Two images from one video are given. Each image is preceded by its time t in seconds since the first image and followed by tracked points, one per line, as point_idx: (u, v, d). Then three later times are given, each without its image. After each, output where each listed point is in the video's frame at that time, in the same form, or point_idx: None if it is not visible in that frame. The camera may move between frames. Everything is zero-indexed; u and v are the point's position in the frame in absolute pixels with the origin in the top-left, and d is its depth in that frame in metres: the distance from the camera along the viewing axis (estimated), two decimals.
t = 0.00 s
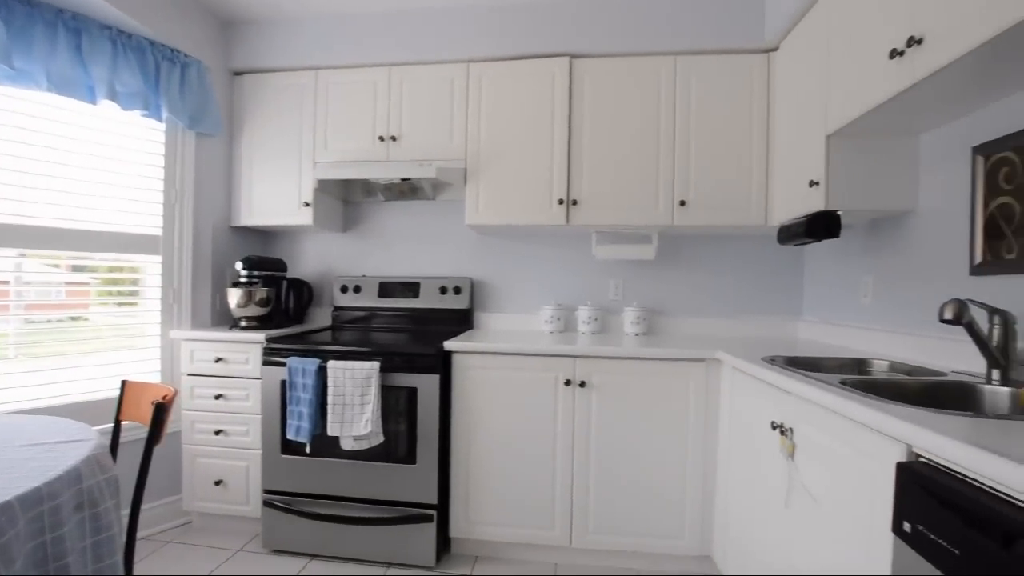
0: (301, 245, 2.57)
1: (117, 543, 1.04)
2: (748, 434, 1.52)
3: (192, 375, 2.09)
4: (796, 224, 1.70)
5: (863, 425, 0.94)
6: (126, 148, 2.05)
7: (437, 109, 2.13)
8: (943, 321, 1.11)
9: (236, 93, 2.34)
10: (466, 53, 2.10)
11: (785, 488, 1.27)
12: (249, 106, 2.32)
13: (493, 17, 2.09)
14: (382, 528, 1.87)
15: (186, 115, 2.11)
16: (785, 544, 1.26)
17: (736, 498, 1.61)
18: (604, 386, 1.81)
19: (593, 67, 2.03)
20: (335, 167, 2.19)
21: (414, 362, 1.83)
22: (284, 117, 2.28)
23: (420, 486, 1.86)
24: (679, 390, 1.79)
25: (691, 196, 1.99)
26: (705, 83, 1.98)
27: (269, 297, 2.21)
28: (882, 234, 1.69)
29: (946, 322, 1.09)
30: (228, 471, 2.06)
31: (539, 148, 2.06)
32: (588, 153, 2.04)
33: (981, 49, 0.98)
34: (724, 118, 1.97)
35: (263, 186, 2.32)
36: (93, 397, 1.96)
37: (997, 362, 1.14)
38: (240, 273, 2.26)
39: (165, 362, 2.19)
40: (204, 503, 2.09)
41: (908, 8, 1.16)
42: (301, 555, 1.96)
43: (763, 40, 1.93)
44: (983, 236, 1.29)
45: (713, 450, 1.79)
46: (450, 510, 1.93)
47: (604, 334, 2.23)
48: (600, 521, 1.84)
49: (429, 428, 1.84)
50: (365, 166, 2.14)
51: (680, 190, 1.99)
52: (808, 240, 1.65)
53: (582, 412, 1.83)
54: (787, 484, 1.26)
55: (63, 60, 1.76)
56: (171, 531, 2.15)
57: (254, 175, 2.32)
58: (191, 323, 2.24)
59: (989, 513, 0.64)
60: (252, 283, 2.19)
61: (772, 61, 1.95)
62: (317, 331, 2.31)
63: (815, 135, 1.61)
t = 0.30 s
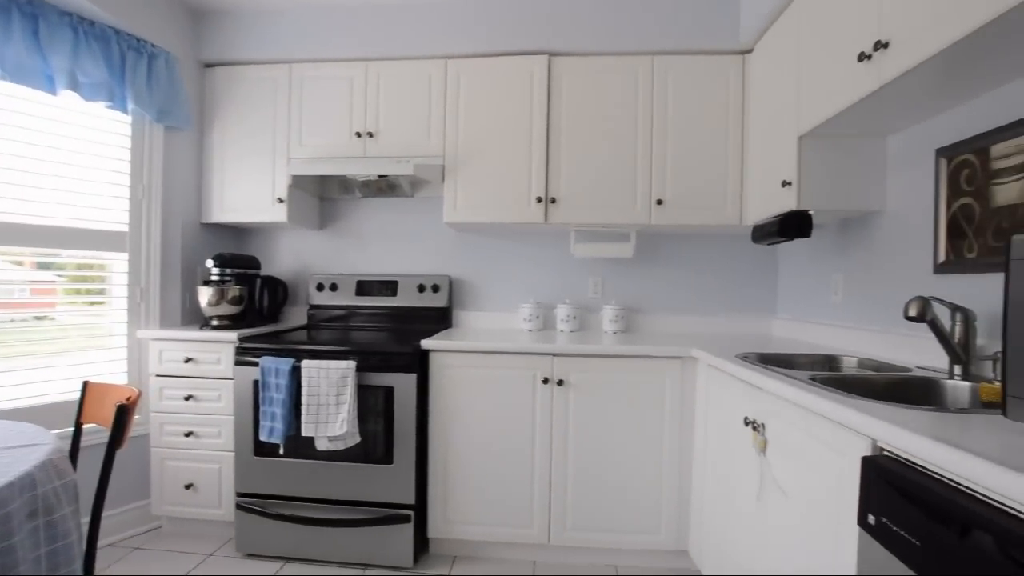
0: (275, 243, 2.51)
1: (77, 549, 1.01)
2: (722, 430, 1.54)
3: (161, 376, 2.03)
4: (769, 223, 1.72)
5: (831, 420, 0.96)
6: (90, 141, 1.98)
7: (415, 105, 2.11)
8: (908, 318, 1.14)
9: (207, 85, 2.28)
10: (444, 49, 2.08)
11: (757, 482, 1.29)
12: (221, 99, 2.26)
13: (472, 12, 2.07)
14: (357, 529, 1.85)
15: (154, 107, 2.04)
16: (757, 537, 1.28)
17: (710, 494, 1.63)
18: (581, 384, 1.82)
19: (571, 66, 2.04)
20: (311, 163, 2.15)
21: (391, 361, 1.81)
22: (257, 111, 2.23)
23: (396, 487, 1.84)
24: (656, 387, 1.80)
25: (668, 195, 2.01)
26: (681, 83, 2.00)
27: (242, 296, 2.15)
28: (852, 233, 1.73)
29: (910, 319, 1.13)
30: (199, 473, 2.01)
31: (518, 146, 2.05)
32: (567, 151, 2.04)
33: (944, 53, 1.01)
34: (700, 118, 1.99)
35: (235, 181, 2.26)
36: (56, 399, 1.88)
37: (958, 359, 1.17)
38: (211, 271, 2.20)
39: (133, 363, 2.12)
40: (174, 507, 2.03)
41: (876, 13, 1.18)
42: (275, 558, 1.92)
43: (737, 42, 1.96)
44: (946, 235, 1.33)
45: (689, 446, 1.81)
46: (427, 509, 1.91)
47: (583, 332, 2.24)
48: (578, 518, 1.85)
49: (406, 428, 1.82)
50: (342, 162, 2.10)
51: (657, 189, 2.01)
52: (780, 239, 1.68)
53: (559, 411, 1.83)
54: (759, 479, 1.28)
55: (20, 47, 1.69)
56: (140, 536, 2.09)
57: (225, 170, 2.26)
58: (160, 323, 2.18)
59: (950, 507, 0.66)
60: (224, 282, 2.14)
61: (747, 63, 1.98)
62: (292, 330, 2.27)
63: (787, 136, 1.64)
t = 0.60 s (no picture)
0: (252, 241, 2.47)
1: (40, 557, 0.97)
2: (700, 425, 1.56)
3: (133, 378, 1.97)
4: (747, 220, 1.74)
5: (803, 414, 0.97)
6: (56, 135, 1.91)
7: (394, 101, 2.08)
8: (879, 314, 1.16)
9: (179, 79, 2.22)
10: (424, 45, 2.06)
11: (733, 477, 1.30)
12: (194, 93, 2.20)
13: (452, 8, 2.05)
14: (337, 531, 1.83)
15: (124, 101, 1.98)
16: (734, 531, 1.30)
17: (689, 488, 1.65)
18: (562, 381, 1.82)
19: (551, 63, 2.03)
20: (287, 159, 2.11)
21: (370, 360, 1.79)
22: (232, 106, 2.18)
23: (376, 487, 1.82)
24: (635, 383, 1.81)
25: (647, 193, 2.02)
26: (661, 81, 2.01)
27: (217, 295, 2.10)
28: (826, 231, 1.76)
29: (881, 315, 1.14)
30: (174, 477, 1.96)
31: (498, 144, 2.04)
32: (548, 149, 2.04)
33: (912, 54, 1.03)
34: (678, 116, 2.01)
35: (210, 178, 2.21)
36: (21, 403, 1.82)
37: (926, 353, 1.20)
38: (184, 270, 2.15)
39: (104, 364, 2.06)
40: (147, 512, 1.97)
41: (847, 14, 1.20)
42: (252, 561, 1.89)
43: (715, 41, 1.98)
44: (915, 233, 1.36)
45: (669, 442, 1.82)
46: (408, 509, 1.90)
47: (564, 330, 2.24)
48: (559, 515, 1.85)
49: (386, 427, 1.81)
50: (320, 158, 2.07)
51: (636, 186, 2.02)
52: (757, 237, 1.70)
53: (540, 408, 1.83)
54: (735, 473, 1.29)
55: None
56: (111, 543, 2.03)
57: (199, 167, 2.21)
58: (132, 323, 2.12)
59: (914, 499, 0.67)
60: (198, 281, 2.10)
61: (724, 62, 2.00)
62: (269, 329, 2.23)
63: (763, 135, 1.66)
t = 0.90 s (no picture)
0: (228, 239, 2.42)
1: None
2: (677, 423, 1.57)
3: (102, 380, 1.91)
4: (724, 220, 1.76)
5: (775, 411, 0.98)
6: (21, 129, 1.84)
7: (373, 99, 2.06)
8: (849, 313, 1.18)
9: (151, 73, 2.16)
10: (403, 42, 2.04)
11: (709, 474, 1.32)
12: (167, 88, 2.15)
13: (432, 6, 2.04)
14: (314, 533, 1.80)
15: (92, 95, 1.92)
16: (710, 527, 1.31)
17: (667, 486, 1.66)
18: (542, 381, 1.82)
19: (532, 62, 2.03)
20: (264, 157, 2.07)
21: (348, 360, 1.77)
22: (207, 102, 2.13)
23: (354, 488, 1.80)
24: (615, 382, 1.82)
25: (627, 193, 2.03)
26: (640, 82, 2.03)
27: (191, 294, 2.06)
28: (801, 231, 1.80)
29: (852, 313, 1.17)
30: (146, 481, 1.91)
31: (479, 143, 2.04)
32: (528, 149, 2.04)
33: (881, 57, 1.06)
34: (657, 117, 2.02)
35: (184, 175, 2.16)
36: None
37: (895, 351, 1.23)
38: (156, 269, 2.08)
39: (71, 366, 2.00)
40: (117, 518, 1.92)
41: (819, 18, 1.23)
42: (227, 566, 1.85)
43: (694, 43, 2.00)
44: (885, 234, 1.39)
45: (647, 440, 1.84)
46: (387, 511, 1.88)
47: (545, 329, 2.25)
48: (539, 515, 1.86)
49: (364, 428, 1.78)
50: (297, 156, 2.04)
51: (616, 187, 2.03)
52: (734, 237, 1.72)
53: (520, 408, 1.83)
54: (711, 471, 1.31)
55: None
56: (79, 550, 1.97)
57: (172, 163, 2.16)
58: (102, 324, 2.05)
59: (875, 492, 0.69)
60: (171, 280, 2.04)
61: (703, 64, 2.02)
62: (245, 329, 2.19)
63: (740, 136, 1.68)
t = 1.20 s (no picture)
0: (207, 238, 2.37)
1: None
2: (660, 420, 1.58)
3: (76, 382, 1.86)
4: (706, 219, 1.78)
5: (753, 408, 0.99)
6: None
7: (356, 96, 2.04)
8: (826, 310, 1.20)
9: (126, 68, 2.11)
10: (386, 39, 2.03)
11: (690, 471, 1.33)
12: (143, 83, 2.10)
13: (415, 3, 2.02)
14: (297, 536, 1.78)
15: (63, 90, 1.87)
16: (691, 523, 1.32)
17: (650, 482, 1.67)
18: (526, 379, 1.82)
19: (515, 60, 2.03)
20: (243, 154, 2.04)
21: (330, 360, 1.75)
22: (184, 98, 2.09)
23: (337, 490, 1.78)
24: (599, 380, 1.83)
25: (611, 192, 2.04)
26: (624, 81, 2.03)
27: (169, 294, 2.02)
28: (781, 229, 1.82)
29: (828, 310, 1.19)
30: (123, 485, 1.87)
31: (462, 141, 2.03)
32: (512, 147, 2.03)
33: (857, 58, 1.07)
34: (641, 116, 2.03)
35: (161, 172, 2.11)
36: None
37: (871, 347, 1.25)
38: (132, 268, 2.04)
39: (44, 369, 1.95)
40: (93, 524, 1.87)
41: (798, 18, 1.24)
42: (208, 571, 1.82)
43: (676, 43, 2.01)
44: (862, 232, 1.42)
45: (631, 437, 1.85)
46: (371, 512, 1.86)
47: (530, 328, 2.25)
48: (524, 513, 1.86)
49: (347, 429, 1.77)
50: (278, 154, 2.01)
51: (600, 185, 2.04)
52: (715, 236, 1.74)
53: (504, 407, 1.83)
54: (692, 467, 1.32)
55: None
56: (53, 557, 1.92)
57: (149, 161, 2.11)
58: (77, 325, 2.00)
59: (853, 489, 0.69)
60: (149, 280, 2.00)
61: (685, 64, 2.04)
62: (226, 330, 2.15)
63: (721, 136, 1.70)
